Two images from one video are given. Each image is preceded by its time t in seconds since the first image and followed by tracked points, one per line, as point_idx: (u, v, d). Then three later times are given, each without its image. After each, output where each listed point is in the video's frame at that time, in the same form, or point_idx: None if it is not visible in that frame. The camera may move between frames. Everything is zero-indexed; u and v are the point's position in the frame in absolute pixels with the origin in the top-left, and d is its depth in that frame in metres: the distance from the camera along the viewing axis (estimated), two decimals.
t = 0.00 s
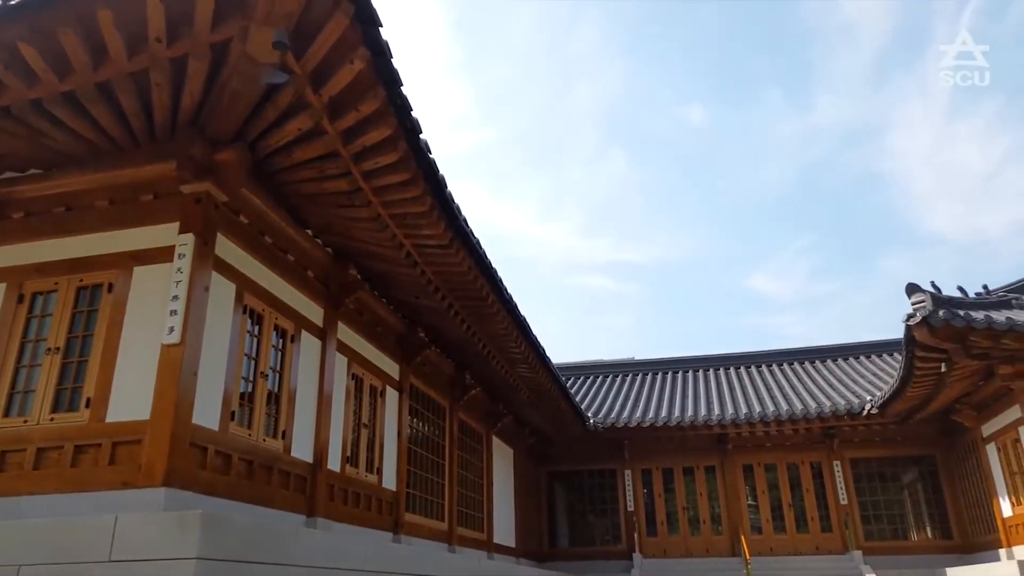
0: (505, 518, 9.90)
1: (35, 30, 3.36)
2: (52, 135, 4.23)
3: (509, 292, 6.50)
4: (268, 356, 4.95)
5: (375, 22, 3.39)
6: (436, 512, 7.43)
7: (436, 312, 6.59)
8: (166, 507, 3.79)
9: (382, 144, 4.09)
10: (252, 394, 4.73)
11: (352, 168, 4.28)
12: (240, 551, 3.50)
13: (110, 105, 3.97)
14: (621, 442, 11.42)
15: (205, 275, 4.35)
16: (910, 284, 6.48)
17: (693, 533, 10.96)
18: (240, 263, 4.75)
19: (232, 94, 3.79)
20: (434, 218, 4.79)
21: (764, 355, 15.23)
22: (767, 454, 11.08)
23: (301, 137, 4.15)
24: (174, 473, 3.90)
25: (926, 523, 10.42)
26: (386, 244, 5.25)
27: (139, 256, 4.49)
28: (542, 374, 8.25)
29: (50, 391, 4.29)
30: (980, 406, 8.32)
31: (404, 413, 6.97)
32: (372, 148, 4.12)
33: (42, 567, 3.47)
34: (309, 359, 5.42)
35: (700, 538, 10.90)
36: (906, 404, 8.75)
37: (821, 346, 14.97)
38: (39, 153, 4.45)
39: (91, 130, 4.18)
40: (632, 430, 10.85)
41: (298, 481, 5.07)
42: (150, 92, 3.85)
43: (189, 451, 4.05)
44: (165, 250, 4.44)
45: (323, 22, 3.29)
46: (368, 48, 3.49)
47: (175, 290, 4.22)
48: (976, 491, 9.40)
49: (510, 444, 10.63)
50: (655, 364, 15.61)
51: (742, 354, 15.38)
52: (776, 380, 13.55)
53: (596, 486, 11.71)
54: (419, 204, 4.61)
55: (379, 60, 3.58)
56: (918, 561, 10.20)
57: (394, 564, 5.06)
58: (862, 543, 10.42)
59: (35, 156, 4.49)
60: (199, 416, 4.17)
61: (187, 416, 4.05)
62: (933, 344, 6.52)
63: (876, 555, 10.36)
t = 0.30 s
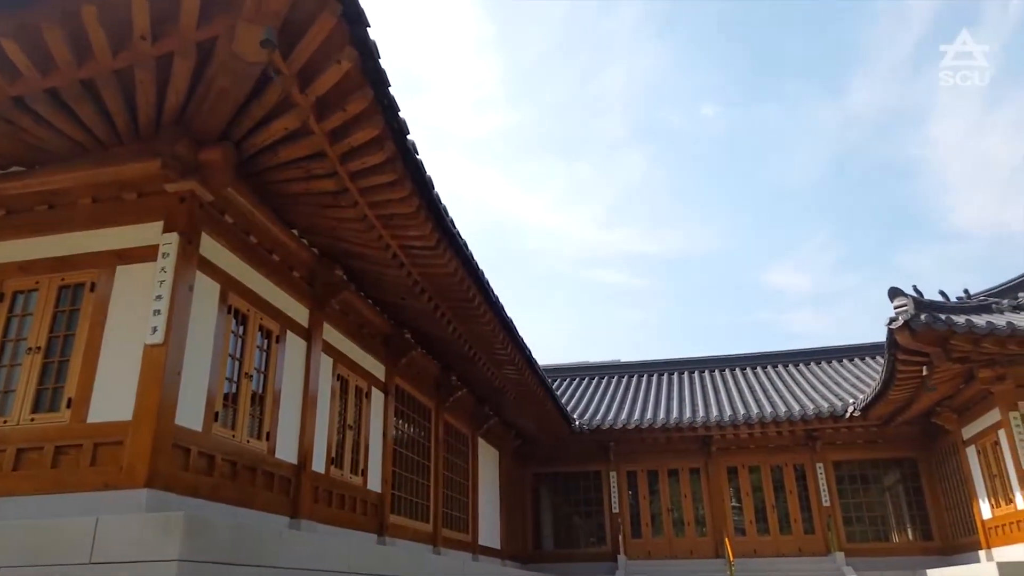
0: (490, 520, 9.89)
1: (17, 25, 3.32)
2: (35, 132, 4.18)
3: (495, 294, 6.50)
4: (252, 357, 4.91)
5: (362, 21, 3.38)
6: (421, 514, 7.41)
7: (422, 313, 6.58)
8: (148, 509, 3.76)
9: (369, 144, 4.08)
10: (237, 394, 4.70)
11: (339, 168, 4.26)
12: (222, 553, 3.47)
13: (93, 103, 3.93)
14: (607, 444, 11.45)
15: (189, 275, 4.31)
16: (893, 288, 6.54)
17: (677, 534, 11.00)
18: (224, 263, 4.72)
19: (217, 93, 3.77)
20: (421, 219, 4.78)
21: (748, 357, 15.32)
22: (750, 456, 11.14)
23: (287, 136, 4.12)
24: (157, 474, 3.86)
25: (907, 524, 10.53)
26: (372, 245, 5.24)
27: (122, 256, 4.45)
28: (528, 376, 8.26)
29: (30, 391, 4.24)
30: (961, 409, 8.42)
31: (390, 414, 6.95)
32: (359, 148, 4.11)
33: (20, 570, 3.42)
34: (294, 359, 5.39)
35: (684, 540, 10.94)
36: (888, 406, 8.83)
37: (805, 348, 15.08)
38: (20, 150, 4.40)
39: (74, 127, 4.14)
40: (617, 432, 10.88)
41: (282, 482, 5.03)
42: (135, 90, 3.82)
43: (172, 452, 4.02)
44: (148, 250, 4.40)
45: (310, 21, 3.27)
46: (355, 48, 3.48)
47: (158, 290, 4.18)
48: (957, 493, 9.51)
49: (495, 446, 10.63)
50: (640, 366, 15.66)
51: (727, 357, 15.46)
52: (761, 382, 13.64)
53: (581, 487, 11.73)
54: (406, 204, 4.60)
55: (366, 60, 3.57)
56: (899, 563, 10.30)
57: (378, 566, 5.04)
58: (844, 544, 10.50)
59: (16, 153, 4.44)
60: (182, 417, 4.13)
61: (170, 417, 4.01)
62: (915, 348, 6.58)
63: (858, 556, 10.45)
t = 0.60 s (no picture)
0: (475, 521, 9.88)
1: None
2: (17, 129, 4.13)
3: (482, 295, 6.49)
4: (237, 357, 4.88)
5: (350, 21, 3.37)
6: (406, 515, 7.39)
7: (409, 314, 6.57)
8: (131, 510, 3.72)
9: (357, 144, 4.07)
10: (221, 395, 4.67)
11: (326, 168, 4.25)
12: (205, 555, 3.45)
13: (77, 99, 3.90)
14: (592, 446, 11.47)
15: (173, 275, 4.28)
16: (876, 292, 6.60)
17: (661, 536, 11.04)
18: (209, 262, 4.68)
19: (203, 91, 3.75)
20: (408, 220, 4.78)
21: (734, 359, 15.39)
22: (735, 459, 11.20)
23: (273, 136, 4.10)
24: (139, 475, 3.83)
25: (888, 526, 10.63)
26: (358, 245, 5.23)
27: (105, 255, 4.41)
28: (514, 378, 8.26)
29: (11, 391, 4.19)
30: (943, 412, 8.51)
31: (375, 415, 6.92)
32: (346, 148, 4.10)
33: None
34: (279, 360, 5.36)
35: (669, 541, 10.98)
36: (871, 409, 8.91)
37: (790, 350, 15.18)
38: (3, 147, 4.35)
39: (57, 124, 4.10)
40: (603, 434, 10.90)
41: (266, 484, 5.00)
42: (120, 87, 3.79)
43: (155, 452, 3.98)
44: (132, 249, 4.36)
45: (297, 20, 3.26)
46: (343, 48, 3.47)
47: (142, 290, 4.15)
48: (938, 495, 9.61)
49: (481, 447, 10.61)
50: (627, 368, 15.70)
51: (713, 359, 15.54)
52: (746, 385, 13.72)
53: (567, 489, 11.75)
54: (394, 205, 4.59)
55: (354, 60, 3.56)
56: (881, 564, 10.39)
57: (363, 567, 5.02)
58: (827, 546, 10.58)
59: None
60: (165, 418, 4.10)
61: (153, 418, 3.98)
62: (898, 351, 6.64)
63: (841, 558, 10.52)
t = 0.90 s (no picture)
0: (461, 523, 9.86)
1: None
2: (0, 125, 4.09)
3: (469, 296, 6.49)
4: (222, 357, 4.85)
5: (338, 21, 3.36)
6: (392, 517, 7.36)
7: (396, 315, 6.55)
8: (113, 512, 3.69)
9: (345, 144, 4.05)
10: (205, 395, 4.63)
11: (313, 168, 4.23)
12: (187, 557, 3.41)
13: (61, 96, 3.86)
14: (578, 447, 11.49)
15: (158, 274, 4.24)
16: (859, 295, 6.67)
17: (646, 538, 11.07)
18: (194, 262, 4.65)
19: (189, 89, 3.72)
20: (396, 220, 4.76)
21: (720, 361, 15.47)
22: (720, 460, 11.26)
23: (260, 135, 4.08)
24: (122, 476, 3.79)
25: (871, 527, 10.73)
26: (345, 245, 5.21)
27: (88, 253, 4.37)
28: (501, 379, 8.26)
29: None
30: (925, 415, 8.59)
31: (361, 416, 6.90)
32: (334, 148, 4.08)
33: None
34: (264, 360, 5.33)
35: (654, 543, 11.01)
36: (854, 411, 8.98)
37: (775, 353, 15.28)
38: None
39: (41, 121, 4.06)
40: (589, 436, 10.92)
41: (250, 485, 4.97)
42: (104, 84, 3.75)
43: (137, 453, 3.94)
44: (115, 247, 4.32)
45: (285, 19, 3.25)
46: (332, 47, 3.46)
47: (126, 289, 4.11)
48: (920, 497, 9.70)
49: (467, 448, 10.59)
50: (613, 370, 15.74)
51: (699, 361, 15.60)
52: (732, 387, 13.79)
53: (552, 490, 11.76)
54: (381, 205, 4.58)
55: (342, 59, 3.54)
56: (863, 565, 10.47)
57: (347, 569, 5.00)
58: (810, 547, 10.65)
59: None
60: (149, 418, 4.06)
61: (136, 419, 3.94)
62: (881, 354, 6.71)
63: (824, 559, 10.60)
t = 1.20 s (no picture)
0: (446, 524, 9.84)
1: None
2: None
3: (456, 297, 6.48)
4: (206, 357, 4.81)
5: (326, 20, 3.34)
6: (377, 518, 7.34)
7: (382, 315, 6.53)
8: (94, 513, 3.65)
9: (332, 144, 4.04)
10: (189, 395, 4.60)
11: (299, 167, 4.21)
12: (169, 558, 3.38)
13: (45, 92, 3.82)
14: (564, 449, 11.50)
15: (142, 272, 4.20)
16: (843, 299, 6.73)
17: (631, 539, 11.10)
18: (178, 260, 4.62)
19: (175, 87, 3.70)
20: (382, 220, 4.75)
21: (706, 364, 15.55)
22: (704, 462, 11.31)
23: (246, 133, 4.06)
24: (104, 476, 3.75)
25: (853, 529, 10.82)
26: (332, 245, 5.19)
27: (71, 251, 4.33)
28: (487, 380, 8.26)
29: None
30: (907, 417, 8.68)
31: (346, 416, 6.87)
32: (321, 148, 4.07)
33: None
34: (249, 360, 5.29)
35: (639, 544, 11.03)
36: (837, 414, 9.06)
37: (760, 355, 15.38)
38: None
39: (23, 118, 4.01)
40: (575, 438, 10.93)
41: (234, 486, 4.94)
42: (89, 81, 3.72)
43: (119, 454, 3.90)
44: (99, 246, 4.28)
45: (272, 16, 3.23)
46: (319, 46, 3.44)
47: (109, 287, 4.07)
48: (901, 499, 9.79)
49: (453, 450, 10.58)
50: (600, 372, 15.78)
51: (685, 363, 15.68)
52: (717, 389, 13.85)
53: (538, 492, 11.77)
54: (368, 206, 4.57)
55: (330, 59, 3.53)
56: (846, 567, 10.56)
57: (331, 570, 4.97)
58: (793, 549, 10.72)
59: None
60: (131, 418, 4.02)
61: (119, 418, 3.90)
62: (864, 357, 6.77)
63: (806, 560, 10.67)
